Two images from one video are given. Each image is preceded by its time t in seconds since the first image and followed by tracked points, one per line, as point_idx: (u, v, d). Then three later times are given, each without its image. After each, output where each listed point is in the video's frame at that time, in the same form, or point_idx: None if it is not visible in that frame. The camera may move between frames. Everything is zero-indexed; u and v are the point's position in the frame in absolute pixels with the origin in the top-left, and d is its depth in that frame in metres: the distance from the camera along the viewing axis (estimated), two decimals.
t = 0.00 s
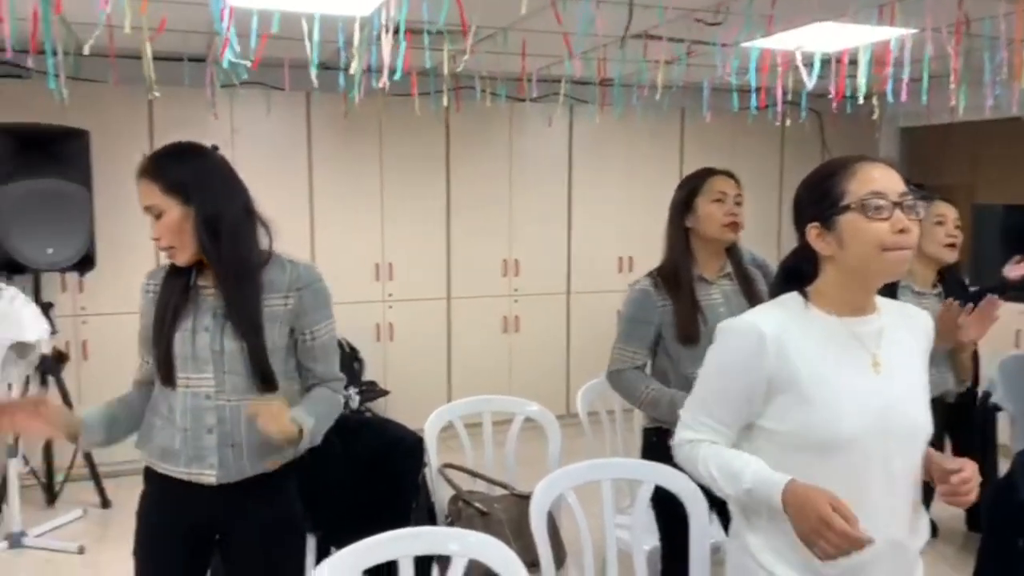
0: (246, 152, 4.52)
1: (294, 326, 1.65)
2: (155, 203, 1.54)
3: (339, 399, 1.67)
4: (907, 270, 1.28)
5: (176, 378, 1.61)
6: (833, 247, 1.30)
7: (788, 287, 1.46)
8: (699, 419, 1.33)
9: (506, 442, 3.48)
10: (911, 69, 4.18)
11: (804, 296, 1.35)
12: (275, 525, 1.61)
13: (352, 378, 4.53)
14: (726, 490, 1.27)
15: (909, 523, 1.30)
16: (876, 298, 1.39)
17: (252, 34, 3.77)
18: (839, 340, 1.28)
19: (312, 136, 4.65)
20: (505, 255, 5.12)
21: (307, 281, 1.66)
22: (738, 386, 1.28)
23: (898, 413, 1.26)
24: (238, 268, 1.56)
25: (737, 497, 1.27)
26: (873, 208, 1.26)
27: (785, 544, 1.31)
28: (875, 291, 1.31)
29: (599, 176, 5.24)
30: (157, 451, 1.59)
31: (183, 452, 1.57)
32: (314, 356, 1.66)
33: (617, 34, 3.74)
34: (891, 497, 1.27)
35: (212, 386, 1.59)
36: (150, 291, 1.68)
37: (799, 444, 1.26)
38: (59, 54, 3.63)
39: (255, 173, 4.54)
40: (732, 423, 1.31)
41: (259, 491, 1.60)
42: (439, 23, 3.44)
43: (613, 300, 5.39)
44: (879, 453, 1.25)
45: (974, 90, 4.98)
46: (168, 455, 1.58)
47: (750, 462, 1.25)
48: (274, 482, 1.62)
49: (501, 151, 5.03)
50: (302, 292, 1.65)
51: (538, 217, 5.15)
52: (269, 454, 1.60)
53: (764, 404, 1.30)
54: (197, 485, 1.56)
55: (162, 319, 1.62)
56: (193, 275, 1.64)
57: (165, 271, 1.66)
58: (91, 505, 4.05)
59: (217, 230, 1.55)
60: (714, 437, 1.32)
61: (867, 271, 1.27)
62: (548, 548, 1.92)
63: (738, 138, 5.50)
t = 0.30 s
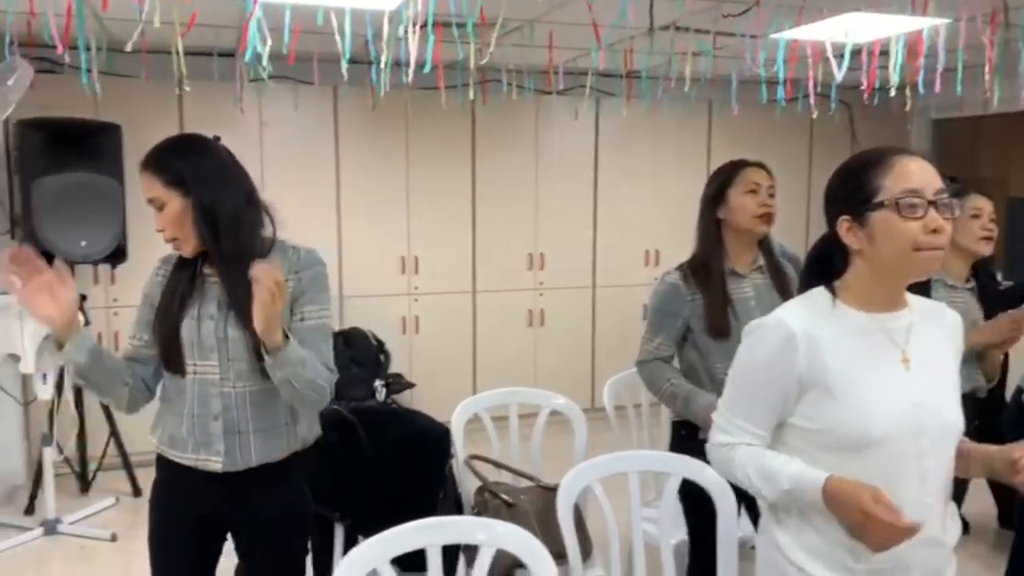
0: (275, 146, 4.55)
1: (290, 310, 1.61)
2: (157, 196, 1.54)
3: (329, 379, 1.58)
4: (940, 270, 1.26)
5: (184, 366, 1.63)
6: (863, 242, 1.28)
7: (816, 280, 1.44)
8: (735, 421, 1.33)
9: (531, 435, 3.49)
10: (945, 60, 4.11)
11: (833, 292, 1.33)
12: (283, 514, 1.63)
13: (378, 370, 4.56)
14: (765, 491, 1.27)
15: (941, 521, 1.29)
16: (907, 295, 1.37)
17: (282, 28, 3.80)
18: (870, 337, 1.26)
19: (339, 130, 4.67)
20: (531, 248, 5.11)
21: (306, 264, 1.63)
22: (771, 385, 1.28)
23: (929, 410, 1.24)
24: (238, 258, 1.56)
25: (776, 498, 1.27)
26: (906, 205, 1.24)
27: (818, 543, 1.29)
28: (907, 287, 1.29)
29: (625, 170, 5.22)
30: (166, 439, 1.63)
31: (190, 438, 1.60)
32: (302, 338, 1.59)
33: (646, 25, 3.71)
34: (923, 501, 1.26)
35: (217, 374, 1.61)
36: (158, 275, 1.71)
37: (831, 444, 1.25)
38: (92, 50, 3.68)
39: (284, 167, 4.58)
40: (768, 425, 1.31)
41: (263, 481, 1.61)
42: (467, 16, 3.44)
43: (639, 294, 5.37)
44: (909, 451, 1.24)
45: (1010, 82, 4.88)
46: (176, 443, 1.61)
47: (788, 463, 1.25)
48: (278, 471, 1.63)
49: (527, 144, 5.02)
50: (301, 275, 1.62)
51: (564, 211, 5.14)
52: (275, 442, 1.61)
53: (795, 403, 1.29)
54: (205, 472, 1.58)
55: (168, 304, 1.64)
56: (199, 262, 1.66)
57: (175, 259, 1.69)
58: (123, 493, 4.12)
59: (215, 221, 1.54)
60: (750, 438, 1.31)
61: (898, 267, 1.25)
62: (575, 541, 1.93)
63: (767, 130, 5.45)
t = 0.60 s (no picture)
0: (295, 142, 4.58)
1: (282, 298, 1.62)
2: (155, 186, 1.56)
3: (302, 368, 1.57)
4: (959, 270, 1.25)
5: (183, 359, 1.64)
6: (883, 237, 1.26)
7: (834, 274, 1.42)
8: (766, 415, 1.29)
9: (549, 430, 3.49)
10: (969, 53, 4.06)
11: (849, 286, 1.33)
12: (283, 506, 1.65)
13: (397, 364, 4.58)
14: (802, 475, 1.20)
15: (960, 515, 1.26)
16: (925, 289, 1.36)
17: (302, 23, 3.81)
18: (887, 329, 1.26)
19: (358, 125, 4.69)
20: (549, 244, 5.11)
21: (302, 254, 1.65)
22: (794, 376, 1.26)
23: (942, 404, 1.24)
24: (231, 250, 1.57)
25: (816, 480, 1.20)
26: (929, 204, 1.22)
27: (834, 533, 1.28)
28: (924, 284, 1.28)
29: (644, 164, 5.21)
30: (167, 431, 1.65)
31: (189, 429, 1.62)
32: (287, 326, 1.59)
33: (666, 19, 3.69)
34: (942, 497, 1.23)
35: (215, 364, 1.62)
36: (158, 268, 1.74)
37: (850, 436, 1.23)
38: (116, 45, 3.72)
39: (304, 162, 4.61)
40: (800, 414, 1.26)
41: (257, 475, 1.63)
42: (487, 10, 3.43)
43: (657, 289, 5.35)
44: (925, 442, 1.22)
45: None
46: (176, 435, 1.63)
47: (819, 437, 1.20)
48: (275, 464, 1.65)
49: (545, 139, 5.02)
50: (296, 264, 1.64)
51: (582, 205, 5.13)
52: (274, 432, 1.63)
53: (819, 395, 1.27)
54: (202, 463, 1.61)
55: (169, 297, 1.65)
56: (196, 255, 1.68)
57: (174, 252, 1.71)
58: (145, 485, 4.17)
59: (208, 215, 1.56)
60: (785, 434, 1.26)
61: (916, 265, 1.23)
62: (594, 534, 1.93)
63: (787, 125, 5.41)
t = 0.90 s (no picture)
0: (320, 135, 4.61)
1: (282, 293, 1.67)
2: (158, 174, 1.56)
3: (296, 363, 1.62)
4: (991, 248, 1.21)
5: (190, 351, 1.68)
6: (909, 221, 1.26)
7: (864, 261, 1.42)
8: (823, 403, 1.24)
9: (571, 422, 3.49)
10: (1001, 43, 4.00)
11: (880, 272, 1.32)
12: (289, 495, 1.70)
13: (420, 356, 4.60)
14: (879, 449, 1.12)
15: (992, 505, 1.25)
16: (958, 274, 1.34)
17: (328, 16, 3.84)
18: (918, 315, 1.25)
19: (382, 118, 4.71)
20: (571, 237, 5.11)
21: (303, 247, 1.68)
22: (839, 353, 1.24)
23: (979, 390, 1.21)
24: (229, 244, 1.59)
25: (895, 454, 1.11)
26: (953, 181, 1.21)
27: (866, 523, 1.27)
28: (956, 266, 1.27)
29: (668, 156, 5.19)
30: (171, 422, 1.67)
31: (192, 425, 1.64)
32: (287, 320, 1.64)
33: (692, 10, 3.67)
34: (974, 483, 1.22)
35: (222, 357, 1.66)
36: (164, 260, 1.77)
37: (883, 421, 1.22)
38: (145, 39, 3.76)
39: (329, 155, 4.64)
40: (855, 394, 1.23)
41: (263, 469, 1.67)
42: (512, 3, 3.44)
43: (680, 282, 5.34)
44: (955, 429, 1.21)
45: None
46: (181, 426, 1.66)
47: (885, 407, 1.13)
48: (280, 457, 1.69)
49: (569, 131, 5.01)
50: (299, 258, 1.68)
51: (606, 198, 5.12)
52: (281, 423, 1.68)
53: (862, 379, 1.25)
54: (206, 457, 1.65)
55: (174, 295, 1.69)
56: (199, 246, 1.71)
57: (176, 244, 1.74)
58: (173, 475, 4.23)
59: (208, 209, 1.57)
60: (846, 418, 1.21)
61: (942, 247, 1.22)
62: (618, 525, 1.93)
63: (813, 117, 5.37)
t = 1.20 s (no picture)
0: (343, 128, 4.63)
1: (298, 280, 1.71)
2: (174, 157, 1.58)
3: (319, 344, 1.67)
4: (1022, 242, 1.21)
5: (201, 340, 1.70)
6: (939, 214, 1.24)
7: (893, 259, 1.40)
8: (859, 401, 1.21)
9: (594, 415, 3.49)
10: None
11: (909, 268, 1.30)
12: (305, 479, 1.73)
13: (442, 348, 4.62)
14: (946, 459, 1.12)
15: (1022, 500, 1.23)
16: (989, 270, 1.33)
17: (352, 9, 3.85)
18: (949, 309, 1.23)
19: (405, 111, 4.72)
20: (593, 230, 5.10)
21: (314, 231, 1.72)
22: (872, 348, 1.21)
23: (1008, 386, 1.20)
24: (241, 229, 1.62)
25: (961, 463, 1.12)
26: (983, 173, 1.20)
27: (892, 517, 1.26)
28: (988, 261, 1.25)
29: (691, 149, 5.16)
30: (186, 409, 1.71)
31: (205, 412, 1.68)
32: (307, 305, 1.69)
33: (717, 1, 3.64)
34: (1006, 480, 1.22)
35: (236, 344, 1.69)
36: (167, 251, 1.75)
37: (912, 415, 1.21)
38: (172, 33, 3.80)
39: (352, 147, 4.66)
40: (890, 391, 1.21)
41: (279, 453, 1.70)
42: None
43: (703, 275, 5.31)
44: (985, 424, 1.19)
45: None
46: (196, 412, 1.69)
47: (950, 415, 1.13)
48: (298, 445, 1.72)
49: (591, 124, 4.99)
50: (312, 243, 1.71)
51: (628, 191, 5.11)
52: (298, 408, 1.72)
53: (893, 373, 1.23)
54: (224, 441, 1.67)
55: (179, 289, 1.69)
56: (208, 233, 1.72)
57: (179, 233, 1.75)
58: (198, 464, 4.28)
59: (224, 197, 1.60)
60: (888, 417, 1.19)
61: (974, 240, 1.21)
62: (642, 516, 1.93)
63: (839, 109, 5.32)
